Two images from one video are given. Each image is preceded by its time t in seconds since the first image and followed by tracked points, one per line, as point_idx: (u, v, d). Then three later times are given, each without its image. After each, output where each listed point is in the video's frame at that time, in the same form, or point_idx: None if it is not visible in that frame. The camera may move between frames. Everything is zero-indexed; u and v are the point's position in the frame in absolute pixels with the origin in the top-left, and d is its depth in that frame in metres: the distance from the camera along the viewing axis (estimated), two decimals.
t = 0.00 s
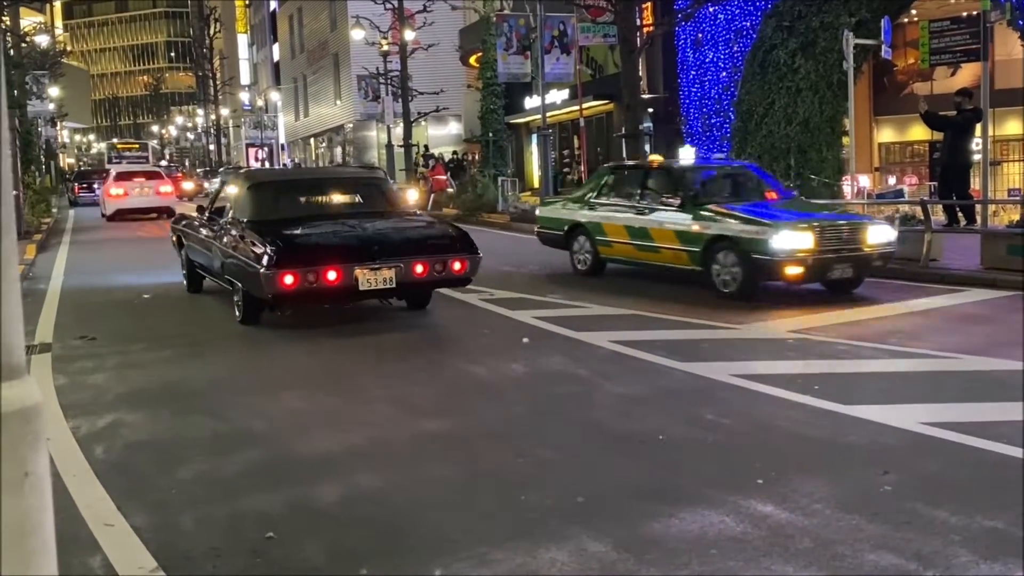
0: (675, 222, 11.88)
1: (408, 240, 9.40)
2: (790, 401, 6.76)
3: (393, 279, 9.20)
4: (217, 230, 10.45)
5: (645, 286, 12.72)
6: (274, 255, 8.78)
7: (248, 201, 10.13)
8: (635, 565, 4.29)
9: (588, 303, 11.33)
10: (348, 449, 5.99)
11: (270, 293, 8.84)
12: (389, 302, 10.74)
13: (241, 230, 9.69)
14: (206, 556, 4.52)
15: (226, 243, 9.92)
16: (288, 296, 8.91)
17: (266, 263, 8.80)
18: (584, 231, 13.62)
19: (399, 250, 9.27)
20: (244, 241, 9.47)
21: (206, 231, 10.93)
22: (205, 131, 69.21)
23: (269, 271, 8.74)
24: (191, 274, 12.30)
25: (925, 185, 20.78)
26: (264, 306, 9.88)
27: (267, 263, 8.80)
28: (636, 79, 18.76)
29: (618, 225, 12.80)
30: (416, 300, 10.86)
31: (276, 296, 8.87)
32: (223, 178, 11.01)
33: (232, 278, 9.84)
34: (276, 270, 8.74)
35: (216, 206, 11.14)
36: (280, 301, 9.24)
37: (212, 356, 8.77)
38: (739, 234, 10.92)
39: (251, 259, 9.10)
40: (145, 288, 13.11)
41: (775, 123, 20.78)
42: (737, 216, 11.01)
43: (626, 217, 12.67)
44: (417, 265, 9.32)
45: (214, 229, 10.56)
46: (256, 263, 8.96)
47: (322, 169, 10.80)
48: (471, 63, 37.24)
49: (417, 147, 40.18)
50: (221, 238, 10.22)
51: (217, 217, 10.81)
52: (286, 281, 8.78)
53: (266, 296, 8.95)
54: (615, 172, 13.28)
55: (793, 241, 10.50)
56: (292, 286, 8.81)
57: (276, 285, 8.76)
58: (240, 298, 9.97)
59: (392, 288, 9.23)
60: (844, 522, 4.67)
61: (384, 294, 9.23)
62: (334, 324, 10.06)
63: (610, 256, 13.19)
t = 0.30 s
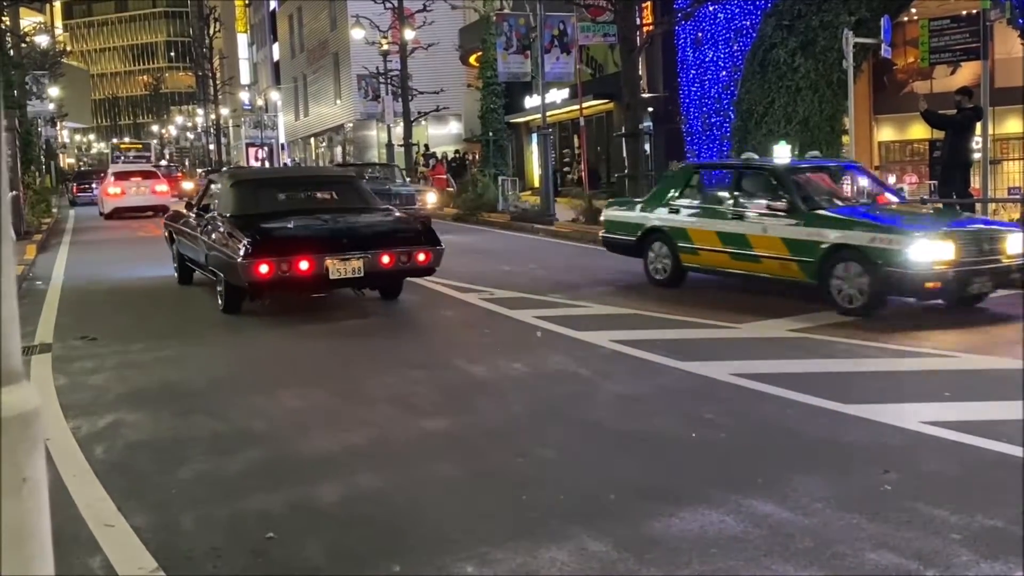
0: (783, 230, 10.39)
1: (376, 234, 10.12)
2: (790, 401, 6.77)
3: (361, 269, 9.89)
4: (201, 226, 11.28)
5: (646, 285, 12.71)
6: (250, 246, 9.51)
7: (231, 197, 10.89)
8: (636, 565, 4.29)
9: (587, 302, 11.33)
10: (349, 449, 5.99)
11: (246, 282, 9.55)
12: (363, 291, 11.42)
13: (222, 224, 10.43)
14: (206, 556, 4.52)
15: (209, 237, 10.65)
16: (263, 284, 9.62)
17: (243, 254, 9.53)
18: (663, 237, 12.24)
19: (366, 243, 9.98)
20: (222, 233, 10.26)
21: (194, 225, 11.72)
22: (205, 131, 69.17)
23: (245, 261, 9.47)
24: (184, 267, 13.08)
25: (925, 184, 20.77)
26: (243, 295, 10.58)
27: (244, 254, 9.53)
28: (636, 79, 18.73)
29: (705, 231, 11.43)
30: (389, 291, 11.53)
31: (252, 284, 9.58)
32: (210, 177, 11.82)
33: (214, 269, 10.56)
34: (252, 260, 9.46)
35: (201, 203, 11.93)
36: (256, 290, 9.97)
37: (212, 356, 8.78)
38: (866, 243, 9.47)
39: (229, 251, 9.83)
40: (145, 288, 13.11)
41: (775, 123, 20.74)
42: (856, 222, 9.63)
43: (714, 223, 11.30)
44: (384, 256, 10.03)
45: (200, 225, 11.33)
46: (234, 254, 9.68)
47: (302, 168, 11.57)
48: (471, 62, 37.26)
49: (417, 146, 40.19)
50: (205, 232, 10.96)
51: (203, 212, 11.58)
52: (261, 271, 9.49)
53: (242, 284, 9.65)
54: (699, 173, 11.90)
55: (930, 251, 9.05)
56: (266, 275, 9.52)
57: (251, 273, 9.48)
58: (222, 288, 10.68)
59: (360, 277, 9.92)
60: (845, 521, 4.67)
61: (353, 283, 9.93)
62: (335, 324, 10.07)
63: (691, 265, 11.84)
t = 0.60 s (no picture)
0: (925, 238, 8.88)
1: (340, 228, 10.99)
2: (786, 399, 6.77)
3: (326, 260, 10.75)
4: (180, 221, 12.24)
5: (641, 284, 12.71)
6: (223, 239, 10.42)
7: (210, 197, 11.89)
8: (633, 564, 4.29)
9: (583, 301, 11.32)
10: (346, 449, 5.99)
11: (220, 272, 10.42)
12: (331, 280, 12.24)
13: (198, 220, 11.38)
14: (201, 556, 4.52)
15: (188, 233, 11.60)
16: (235, 275, 10.51)
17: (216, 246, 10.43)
18: (762, 245, 10.74)
19: (331, 236, 10.84)
20: (199, 228, 11.18)
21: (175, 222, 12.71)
22: (200, 130, 69.08)
23: (218, 253, 10.35)
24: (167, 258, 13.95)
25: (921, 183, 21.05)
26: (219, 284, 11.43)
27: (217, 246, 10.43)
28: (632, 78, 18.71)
29: (820, 238, 9.96)
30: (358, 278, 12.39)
31: (226, 274, 10.46)
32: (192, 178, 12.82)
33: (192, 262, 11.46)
34: (225, 251, 10.34)
35: (182, 200, 12.90)
36: (231, 279, 10.84)
37: (208, 355, 8.77)
38: None
39: (205, 245, 10.74)
40: (139, 288, 13.09)
41: (769, 122, 20.71)
42: (1016, 228, 8.18)
43: (833, 227, 9.82)
44: (347, 248, 10.89)
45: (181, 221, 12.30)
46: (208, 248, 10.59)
47: (275, 171, 12.57)
48: (467, 62, 37.30)
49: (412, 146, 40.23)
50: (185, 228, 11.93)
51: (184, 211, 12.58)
52: (233, 262, 10.38)
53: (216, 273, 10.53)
54: (810, 173, 10.42)
55: None
56: (238, 266, 10.40)
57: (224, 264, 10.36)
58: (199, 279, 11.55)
59: (326, 268, 10.78)
60: (840, 519, 4.68)
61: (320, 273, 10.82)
62: (331, 323, 10.06)
63: (797, 277, 10.35)
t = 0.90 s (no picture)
0: None
1: (299, 220, 11.86)
2: (773, 397, 6.79)
3: (285, 250, 11.63)
4: (151, 216, 13.08)
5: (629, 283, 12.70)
6: (189, 231, 11.32)
7: (179, 192, 12.75)
8: (620, 562, 4.28)
9: (571, 300, 11.31)
10: (334, 448, 5.97)
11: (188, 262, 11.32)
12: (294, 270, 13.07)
13: (168, 215, 12.27)
14: (188, 558, 4.49)
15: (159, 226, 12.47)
16: (202, 265, 11.42)
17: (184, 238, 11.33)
18: (888, 256, 9.27)
19: (290, 228, 11.72)
20: (169, 220, 12.08)
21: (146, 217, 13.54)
22: (186, 129, 68.74)
23: (185, 244, 11.24)
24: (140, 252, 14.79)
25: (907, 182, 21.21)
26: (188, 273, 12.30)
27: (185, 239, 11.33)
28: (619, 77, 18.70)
29: (971, 249, 8.48)
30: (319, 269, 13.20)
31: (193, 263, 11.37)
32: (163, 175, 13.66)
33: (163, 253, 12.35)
34: (192, 242, 11.24)
35: (155, 196, 13.76)
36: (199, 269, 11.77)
37: (195, 355, 8.73)
38: None
39: (174, 237, 11.65)
40: (124, 287, 13.03)
41: (756, 120, 20.92)
42: None
43: (988, 236, 8.36)
44: (305, 239, 11.77)
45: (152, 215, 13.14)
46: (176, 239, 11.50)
47: (241, 167, 13.44)
48: (454, 60, 37.27)
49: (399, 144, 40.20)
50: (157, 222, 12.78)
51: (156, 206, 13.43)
52: (199, 252, 11.29)
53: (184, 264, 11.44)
54: (960, 174, 8.89)
55: None
56: (204, 257, 11.30)
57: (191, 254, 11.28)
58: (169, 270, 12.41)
59: (286, 258, 11.66)
60: (829, 517, 4.69)
61: (279, 263, 11.70)
62: (318, 323, 10.04)
63: (937, 292, 8.88)
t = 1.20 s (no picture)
0: None
1: (260, 215, 12.93)
2: (761, 396, 6.81)
3: (246, 242, 12.70)
4: (124, 212, 14.05)
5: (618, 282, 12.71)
6: (157, 223, 12.33)
7: (148, 189, 13.73)
8: (608, 562, 4.29)
9: (560, 300, 11.32)
10: (322, 449, 5.96)
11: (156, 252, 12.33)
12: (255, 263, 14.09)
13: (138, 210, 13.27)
14: (175, 559, 4.47)
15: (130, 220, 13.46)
16: (169, 255, 12.44)
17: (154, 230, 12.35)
18: None
19: (251, 222, 12.80)
20: (140, 215, 13.06)
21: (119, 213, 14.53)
22: (174, 129, 68.47)
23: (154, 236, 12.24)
24: (114, 247, 15.70)
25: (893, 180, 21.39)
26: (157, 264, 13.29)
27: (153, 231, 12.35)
28: (608, 76, 18.69)
29: None
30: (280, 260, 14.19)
31: (161, 253, 12.38)
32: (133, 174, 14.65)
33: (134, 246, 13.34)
34: (160, 234, 12.25)
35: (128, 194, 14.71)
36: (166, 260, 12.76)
37: (183, 355, 8.71)
38: None
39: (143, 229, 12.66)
40: (112, 287, 12.97)
41: (743, 120, 20.97)
42: None
43: None
44: (265, 232, 12.86)
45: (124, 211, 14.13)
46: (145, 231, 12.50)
47: (205, 167, 14.48)
48: (443, 59, 37.29)
49: (388, 144, 40.19)
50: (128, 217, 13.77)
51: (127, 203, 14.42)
52: (167, 243, 12.30)
53: (153, 253, 12.46)
54: None
55: None
56: (172, 248, 12.32)
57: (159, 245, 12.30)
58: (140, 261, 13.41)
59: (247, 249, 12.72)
60: (816, 516, 4.71)
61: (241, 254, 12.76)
62: (306, 323, 10.03)
63: None
